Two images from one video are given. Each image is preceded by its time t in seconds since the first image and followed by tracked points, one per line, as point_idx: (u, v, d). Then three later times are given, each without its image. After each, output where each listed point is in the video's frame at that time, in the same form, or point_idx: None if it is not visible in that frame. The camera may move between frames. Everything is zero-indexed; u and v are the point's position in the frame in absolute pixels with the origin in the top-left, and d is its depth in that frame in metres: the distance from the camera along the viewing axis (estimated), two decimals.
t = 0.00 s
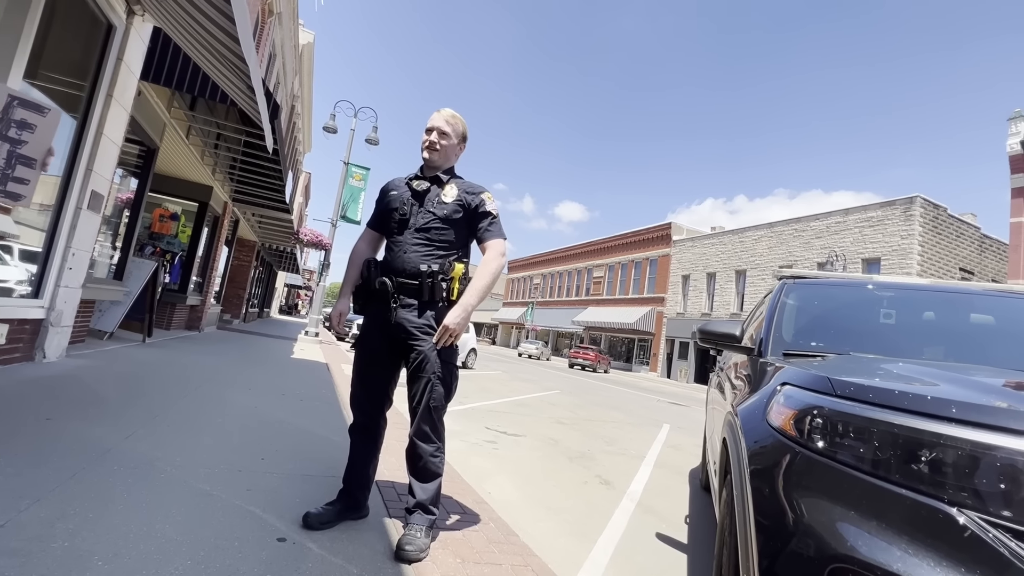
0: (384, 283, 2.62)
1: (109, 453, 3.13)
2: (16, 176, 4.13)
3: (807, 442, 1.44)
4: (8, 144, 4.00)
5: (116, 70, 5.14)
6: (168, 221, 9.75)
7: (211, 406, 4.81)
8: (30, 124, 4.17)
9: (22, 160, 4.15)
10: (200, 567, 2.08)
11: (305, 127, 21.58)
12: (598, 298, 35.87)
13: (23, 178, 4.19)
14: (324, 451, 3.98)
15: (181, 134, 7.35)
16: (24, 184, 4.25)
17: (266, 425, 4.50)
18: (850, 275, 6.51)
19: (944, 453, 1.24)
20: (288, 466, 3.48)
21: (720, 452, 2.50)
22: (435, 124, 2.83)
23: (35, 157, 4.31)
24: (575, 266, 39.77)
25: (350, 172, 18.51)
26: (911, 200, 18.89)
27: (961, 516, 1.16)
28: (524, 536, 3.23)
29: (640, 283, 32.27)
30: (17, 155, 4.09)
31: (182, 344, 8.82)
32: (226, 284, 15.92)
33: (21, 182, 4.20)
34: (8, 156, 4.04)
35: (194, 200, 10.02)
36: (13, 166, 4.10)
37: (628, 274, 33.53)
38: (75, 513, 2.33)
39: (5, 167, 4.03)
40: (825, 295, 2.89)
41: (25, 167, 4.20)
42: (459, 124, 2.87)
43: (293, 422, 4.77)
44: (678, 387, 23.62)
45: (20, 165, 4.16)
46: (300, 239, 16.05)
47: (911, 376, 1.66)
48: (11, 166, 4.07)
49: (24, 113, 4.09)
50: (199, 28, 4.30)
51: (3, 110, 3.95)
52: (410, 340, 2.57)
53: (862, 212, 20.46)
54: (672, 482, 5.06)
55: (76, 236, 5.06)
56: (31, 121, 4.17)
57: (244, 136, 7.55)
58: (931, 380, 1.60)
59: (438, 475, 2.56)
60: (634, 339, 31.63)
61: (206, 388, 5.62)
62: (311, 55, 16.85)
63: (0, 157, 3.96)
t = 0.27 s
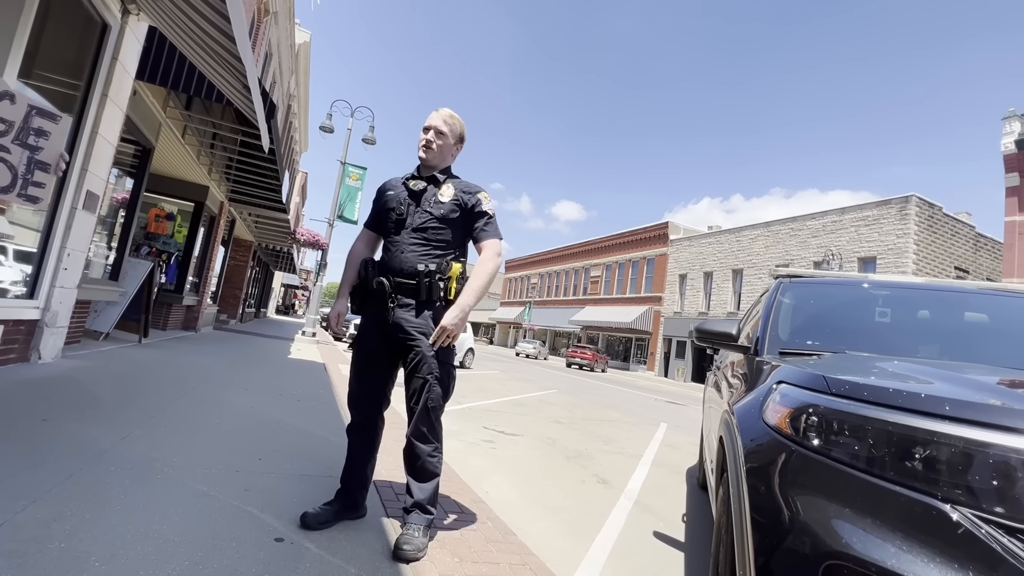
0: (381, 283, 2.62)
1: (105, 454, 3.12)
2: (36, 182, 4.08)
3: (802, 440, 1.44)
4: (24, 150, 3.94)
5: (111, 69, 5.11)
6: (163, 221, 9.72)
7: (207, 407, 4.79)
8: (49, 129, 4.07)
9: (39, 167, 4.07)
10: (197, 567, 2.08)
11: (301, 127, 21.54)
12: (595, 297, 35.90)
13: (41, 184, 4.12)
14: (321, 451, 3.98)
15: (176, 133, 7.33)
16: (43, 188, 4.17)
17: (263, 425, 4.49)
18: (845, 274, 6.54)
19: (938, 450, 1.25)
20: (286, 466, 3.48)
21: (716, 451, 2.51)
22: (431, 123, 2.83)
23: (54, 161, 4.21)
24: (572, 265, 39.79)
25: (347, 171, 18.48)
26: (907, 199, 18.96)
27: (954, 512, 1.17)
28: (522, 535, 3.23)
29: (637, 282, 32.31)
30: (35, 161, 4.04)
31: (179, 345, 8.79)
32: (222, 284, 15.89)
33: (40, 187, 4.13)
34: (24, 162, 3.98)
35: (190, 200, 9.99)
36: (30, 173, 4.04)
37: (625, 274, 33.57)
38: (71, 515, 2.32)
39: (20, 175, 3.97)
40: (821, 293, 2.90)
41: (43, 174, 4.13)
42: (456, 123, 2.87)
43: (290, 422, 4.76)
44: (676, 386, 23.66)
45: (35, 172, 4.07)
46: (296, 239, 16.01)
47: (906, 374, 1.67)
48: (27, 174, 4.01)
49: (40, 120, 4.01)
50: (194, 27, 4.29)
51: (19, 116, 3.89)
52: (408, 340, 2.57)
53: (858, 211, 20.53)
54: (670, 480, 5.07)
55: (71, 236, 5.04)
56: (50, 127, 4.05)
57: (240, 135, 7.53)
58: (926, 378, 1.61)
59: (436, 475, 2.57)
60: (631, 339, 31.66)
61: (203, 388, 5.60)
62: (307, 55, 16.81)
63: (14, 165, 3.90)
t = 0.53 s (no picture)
0: (379, 283, 2.63)
1: (104, 455, 3.12)
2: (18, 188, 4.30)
3: (800, 439, 1.45)
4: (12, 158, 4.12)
5: (109, 69, 5.11)
6: (161, 222, 9.71)
7: (206, 408, 4.80)
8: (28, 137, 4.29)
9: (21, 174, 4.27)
10: (197, 568, 2.09)
11: (300, 127, 21.53)
12: (594, 297, 35.92)
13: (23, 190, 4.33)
14: (321, 451, 3.99)
15: (174, 134, 7.32)
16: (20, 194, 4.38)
17: (262, 426, 4.50)
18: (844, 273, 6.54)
19: (934, 448, 1.25)
20: (286, 466, 3.48)
21: (715, 449, 2.52)
22: (423, 124, 2.84)
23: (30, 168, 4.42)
24: (571, 265, 39.80)
25: (346, 171, 18.47)
26: (904, 198, 18.99)
27: (950, 510, 1.17)
28: (521, 535, 3.24)
29: (636, 282, 32.33)
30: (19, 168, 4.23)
31: (177, 346, 8.79)
32: (221, 284, 15.88)
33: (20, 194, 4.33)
34: (10, 171, 4.16)
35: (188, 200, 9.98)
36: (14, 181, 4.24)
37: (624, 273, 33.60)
38: (70, 516, 2.32)
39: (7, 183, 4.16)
40: (819, 293, 2.91)
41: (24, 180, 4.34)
42: (449, 122, 2.87)
43: (289, 423, 4.76)
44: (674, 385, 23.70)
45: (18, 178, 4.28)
46: (295, 239, 16.01)
47: (903, 373, 1.67)
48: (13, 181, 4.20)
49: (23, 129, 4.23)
50: (191, 27, 4.28)
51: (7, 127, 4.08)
52: (404, 341, 2.57)
53: (856, 210, 20.56)
54: (669, 480, 5.08)
55: (70, 237, 5.04)
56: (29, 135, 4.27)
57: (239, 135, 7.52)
58: (923, 377, 1.62)
59: (434, 475, 2.57)
60: (630, 338, 31.69)
61: (202, 389, 5.60)
62: (305, 55, 16.80)
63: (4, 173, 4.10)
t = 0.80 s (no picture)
0: (373, 283, 2.66)
1: (104, 456, 3.13)
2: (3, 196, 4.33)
3: (798, 438, 1.45)
4: None
5: (109, 71, 5.12)
6: (161, 223, 9.72)
7: (206, 408, 4.80)
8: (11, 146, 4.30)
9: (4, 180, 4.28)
10: (197, 568, 2.09)
11: (299, 128, 21.54)
12: (594, 297, 35.92)
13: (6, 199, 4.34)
14: (321, 452, 3.99)
15: (174, 135, 7.34)
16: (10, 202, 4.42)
17: (262, 427, 4.50)
18: (844, 273, 6.55)
19: (932, 448, 1.25)
20: (286, 467, 3.49)
21: (714, 449, 2.52)
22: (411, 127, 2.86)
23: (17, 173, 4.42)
24: (571, 265, 39.80)
25: (345, 172, 18.49)
26: (904, 197, 19.00)
27: (947, 510, 1.18)
28: (521, 535, 3.24)
29: (636, 281, 32.33)
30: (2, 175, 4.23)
31: (178, 347, 8.79)
32: (221, 285, 15.89)
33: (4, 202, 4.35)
34: None
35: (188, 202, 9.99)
36: None
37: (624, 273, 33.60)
38: (70, 517, 2.33)
39: None
40: (818, 292, 2.91)
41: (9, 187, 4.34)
42: (438, 120, 2.85)
43: (289, 423, 4.76)
44: (675, 385, 23.69)
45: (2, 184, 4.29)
46: (295, 239, 16.01)
47: (902, 372, 1.68)
48: None
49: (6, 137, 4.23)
50: (190, 27, 4.28)
51: None
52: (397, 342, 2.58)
53: (856, 210, 20.57)
54: (669, 479, 5.08)
55: (70, 239, 5.04)
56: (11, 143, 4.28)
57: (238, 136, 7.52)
58: (921, 376, 1.62)
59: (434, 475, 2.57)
60: (631, 338, 31.68)
61: (202, 390, 5.61)
62: (305, 56, 16.80)
63: None
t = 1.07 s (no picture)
0: (372, 285, 2.71)
1: (106, 457, 3.14)
2: None
3: (797, 437, 1.46)
4: None
5: (110, 73, 5.14)
6: (162, 224, 9.74)
7: (207, 409, 4.81)
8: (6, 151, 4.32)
9: None
10: (199, 568, 2.10)
11: (300, 129, 21.56)
12: (595, 297, 35.91)
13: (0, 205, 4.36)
14: (322, 452, 4.00)
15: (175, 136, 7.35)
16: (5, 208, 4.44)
17: (264, 427, 4.51)
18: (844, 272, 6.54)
19: (931, 446, 1.26)
20: (287, 467, 3.49)
21: (714, 449, 2.53)
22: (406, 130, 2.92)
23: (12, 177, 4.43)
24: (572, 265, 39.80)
25: (346, 173, 18.51)
26: (906, 197, 18.98)
27: (946, 508, 1.18)
28: (522, 535, 3.24)
29: (637, 281, 32.32)
30: None
31: (179, 348, 8.80)
32: (222, 286, 15.91)
33: None
34: None
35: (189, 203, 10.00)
36: None
37: (625, 273, 33.59)
38: (73, 517, 2.34)
39: None
40: (818, 292, 2.91)
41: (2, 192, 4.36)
42: (431, 120, 2.87)
43: (290, 424, 4.77)
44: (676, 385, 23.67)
45: None
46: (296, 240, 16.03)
47: (902, 371, 1.68)
48: None
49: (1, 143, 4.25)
50: (190, 29, 4.30)
51: None
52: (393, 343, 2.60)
53: (857, 209, 20.56)
54: (670, 479, 5.08)
55: (71, 240, 5.06)
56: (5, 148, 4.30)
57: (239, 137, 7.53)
58: (922, 375, 1.62)
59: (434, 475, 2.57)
60: (632, 338, 31.67)
61: (203, 391, 5.62)
62: (305, 57, 16.84)
63: None
